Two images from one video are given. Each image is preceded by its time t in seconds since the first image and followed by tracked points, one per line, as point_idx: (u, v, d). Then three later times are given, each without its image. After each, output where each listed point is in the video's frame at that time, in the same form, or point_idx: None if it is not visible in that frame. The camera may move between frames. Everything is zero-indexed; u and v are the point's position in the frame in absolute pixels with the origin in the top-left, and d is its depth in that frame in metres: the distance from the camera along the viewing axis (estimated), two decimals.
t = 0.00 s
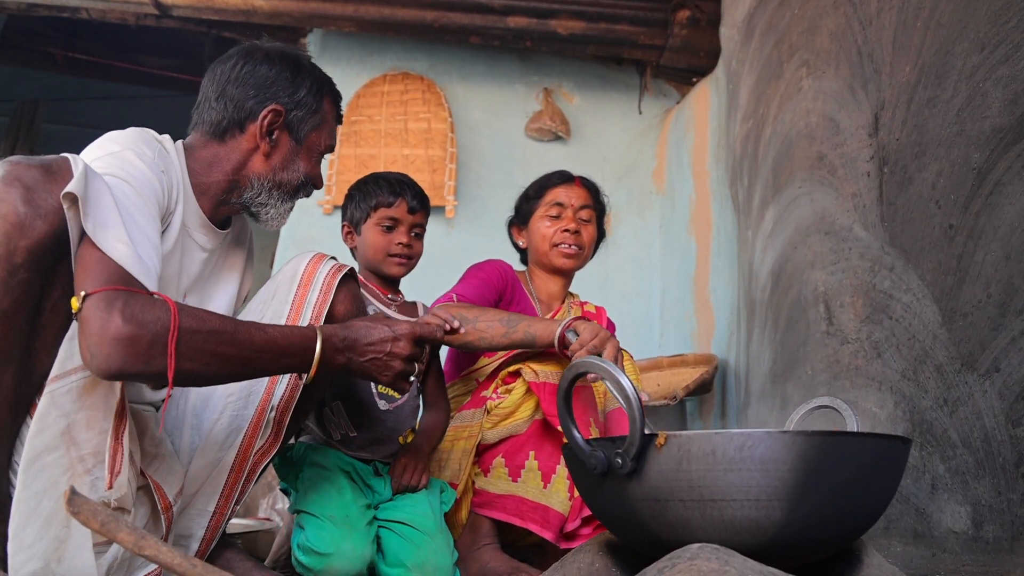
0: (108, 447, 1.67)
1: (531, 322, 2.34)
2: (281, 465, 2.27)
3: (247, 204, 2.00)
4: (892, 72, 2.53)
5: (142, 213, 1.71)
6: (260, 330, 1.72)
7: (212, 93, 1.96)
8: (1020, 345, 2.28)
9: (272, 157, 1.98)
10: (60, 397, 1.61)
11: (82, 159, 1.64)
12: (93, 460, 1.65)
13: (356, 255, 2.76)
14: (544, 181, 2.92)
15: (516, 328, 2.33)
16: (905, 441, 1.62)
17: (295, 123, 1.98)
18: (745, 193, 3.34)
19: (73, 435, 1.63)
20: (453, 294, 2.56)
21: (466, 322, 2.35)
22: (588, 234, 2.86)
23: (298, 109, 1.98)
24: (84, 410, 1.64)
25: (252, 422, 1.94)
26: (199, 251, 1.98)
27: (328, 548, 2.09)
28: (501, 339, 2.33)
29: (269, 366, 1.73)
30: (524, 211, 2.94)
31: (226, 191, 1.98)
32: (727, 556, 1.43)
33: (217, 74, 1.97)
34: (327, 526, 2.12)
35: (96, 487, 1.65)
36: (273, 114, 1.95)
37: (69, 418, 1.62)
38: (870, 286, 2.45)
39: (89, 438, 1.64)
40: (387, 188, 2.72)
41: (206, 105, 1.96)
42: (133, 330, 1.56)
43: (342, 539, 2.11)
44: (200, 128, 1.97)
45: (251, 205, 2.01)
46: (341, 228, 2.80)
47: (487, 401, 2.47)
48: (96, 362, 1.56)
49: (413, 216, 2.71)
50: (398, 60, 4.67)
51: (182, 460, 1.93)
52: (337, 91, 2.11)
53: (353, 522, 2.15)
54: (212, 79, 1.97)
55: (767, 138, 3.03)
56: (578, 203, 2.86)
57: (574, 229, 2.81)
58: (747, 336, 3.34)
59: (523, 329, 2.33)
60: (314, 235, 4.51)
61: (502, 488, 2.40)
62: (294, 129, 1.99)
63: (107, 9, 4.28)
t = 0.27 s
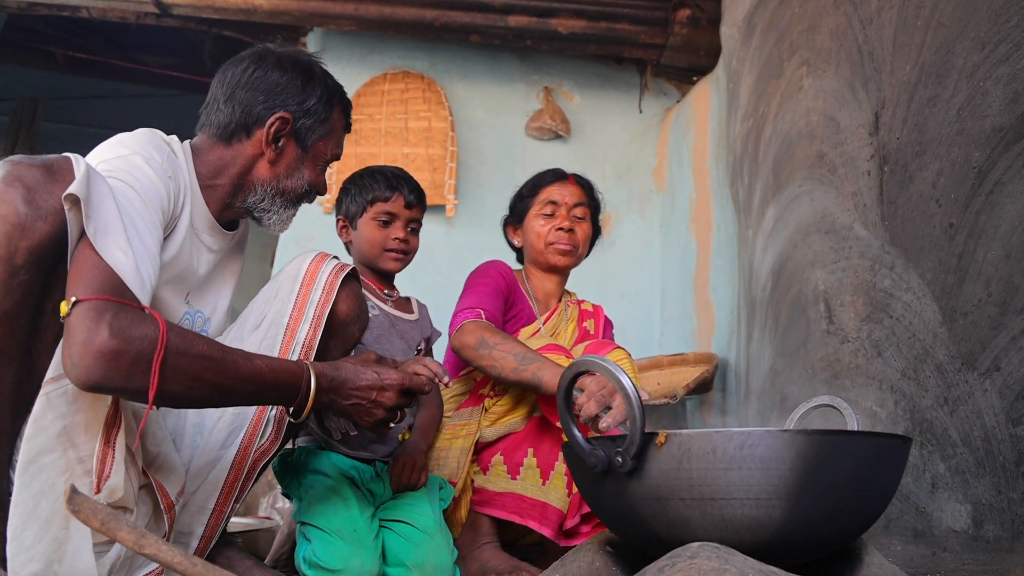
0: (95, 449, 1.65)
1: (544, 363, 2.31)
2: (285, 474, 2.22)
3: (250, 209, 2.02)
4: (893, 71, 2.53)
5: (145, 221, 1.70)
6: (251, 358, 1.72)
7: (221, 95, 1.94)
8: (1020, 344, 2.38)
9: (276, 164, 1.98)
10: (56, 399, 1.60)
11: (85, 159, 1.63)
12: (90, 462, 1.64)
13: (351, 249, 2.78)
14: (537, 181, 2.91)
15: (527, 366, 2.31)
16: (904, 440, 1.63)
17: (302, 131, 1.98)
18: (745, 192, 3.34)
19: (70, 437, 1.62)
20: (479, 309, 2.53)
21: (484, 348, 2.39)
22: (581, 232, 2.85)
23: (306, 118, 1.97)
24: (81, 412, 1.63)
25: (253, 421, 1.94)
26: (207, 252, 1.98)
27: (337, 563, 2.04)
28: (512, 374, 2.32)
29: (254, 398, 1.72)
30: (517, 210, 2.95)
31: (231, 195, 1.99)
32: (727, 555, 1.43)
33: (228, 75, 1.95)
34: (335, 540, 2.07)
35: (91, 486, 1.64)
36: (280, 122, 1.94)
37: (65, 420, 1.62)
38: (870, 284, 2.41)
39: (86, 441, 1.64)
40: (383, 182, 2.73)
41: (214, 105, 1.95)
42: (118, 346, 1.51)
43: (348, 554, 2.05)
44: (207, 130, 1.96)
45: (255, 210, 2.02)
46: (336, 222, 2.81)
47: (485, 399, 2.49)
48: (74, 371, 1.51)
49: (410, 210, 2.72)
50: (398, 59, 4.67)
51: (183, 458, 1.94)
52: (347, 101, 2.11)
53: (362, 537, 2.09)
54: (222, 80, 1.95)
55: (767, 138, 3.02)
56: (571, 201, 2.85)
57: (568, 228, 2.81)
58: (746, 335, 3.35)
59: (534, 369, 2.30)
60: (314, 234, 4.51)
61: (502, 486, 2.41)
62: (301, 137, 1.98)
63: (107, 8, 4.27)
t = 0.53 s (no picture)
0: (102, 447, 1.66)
1: (497, 310, 2.23)
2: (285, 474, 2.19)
3: (258, 214, 2.02)
4: (893, 71, 2.53)
5: (147, 223, 1.69)
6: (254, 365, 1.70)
7: (234, 100, 1.96)
8: (1020, 343, 2.37)
9: (286, 170, 1.99)
10: (60, 400, 1.60)
11: (88, 159, 1.62)
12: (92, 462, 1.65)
13: (342, 247, 2.78)
14: (533, 182, 2.93)
15: (485, 321, 2.26)
16: (905, 440, 1.62)
17: (312, 139, 2.00)
18: (745, 192, 3.35)
19: (72, 438, 1.63)
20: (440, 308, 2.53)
21: (445, 334, 2.33)
22: (577, 232, 2.84)
23: (317, 126, 1.99)
24: (84, 412, 1.64)
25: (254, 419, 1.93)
26: (211, 256, 1.98)
27: (337, 568, 2.03)
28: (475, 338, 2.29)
29: (251, 405, 1.69)
30: (513, 212, 2.96)
31: (239, 200, 1.99)
32: (728, 554, 1.43)
33: (241, 81, 1.97)
34: (336, 544, 2.06)
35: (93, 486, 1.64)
36: (291, 128, 1.95)
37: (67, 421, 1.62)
38: (870, 284, 2.42)
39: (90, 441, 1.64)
40: (375, 178, 2.73)
41: (226, 111, 1.97)
42: (117, 337, 1.49)
43: (349, 557, 2.04)
44: (217, 133, 1.97)
45: (263, 215, 2.03)
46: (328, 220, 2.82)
47: (487, 398, 2.47)
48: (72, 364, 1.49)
49: (402, 207, 2.73)
50: (399, 58, 4.67)
51: (184, 457, 1.95)
52: (358, 111, 2.14)
53: (362, 540, 2.09)
54: (234, 86, 1.97)
55: (767, 138, 3.02)
56: (568, 201, 2.86)
57: (564, 227, 2.81)
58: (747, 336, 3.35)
59: (490, 320, 2.24)
60: (314, 234, 4.51)
61: (502, 486, 2.41)
62: (311, 144, 2.00)
63: (108, 8, 4.27)
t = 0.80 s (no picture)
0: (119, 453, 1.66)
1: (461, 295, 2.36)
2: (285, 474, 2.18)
3: (263, 216, 2.02)
4: (894, 70, 2.53)
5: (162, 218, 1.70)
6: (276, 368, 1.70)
7: (237, 107, 1.96)
8: (1021, 343, 2.37)
9: (292, 175, 1.99)
10: (77, 403, 1.59)
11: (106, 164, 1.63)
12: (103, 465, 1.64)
13: (339, 248, 2.78)
14: (538, 179, 2.94)
15: (453, 309, 2.37)
16: (905, 439, 1.62)
17: (316, 142, 2.00)
18: (745, 192, 3.35)
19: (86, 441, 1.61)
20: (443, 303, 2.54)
21: (425, 327, 2.43)
22: (583, 231, 2.84)
23: (320, 129, 2.00)
24: (98, 415, 1.62)
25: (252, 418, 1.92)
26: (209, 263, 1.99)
27: (337, 568, 2.02)
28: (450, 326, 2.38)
29: (289, 403, 1.68)
30: (518, 208, 2.97)
31: (243, 204, 1.99)
32: (728, 554, 1.43)
33: (243, 88, 1.98)
34: (336, 544, 2.04)
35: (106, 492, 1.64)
36: (296, 133, 1.96)
37: (82, 424, 1.60)
38: (870, 284, 2.42)
39: (104, 444, 1.63)
40: (367, 177, 2.71)
41: (229, 118, 1.97)
42: (161, 337, 1.49)
43: (348, 556, 2.03)
44: (222, 140, 1.97)
45: (268, 218, 2.03)
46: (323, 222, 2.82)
47: (486, 399, 2.50)
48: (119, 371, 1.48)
49: (397, 203, 2.72)
50: (399, 58, 4.67)
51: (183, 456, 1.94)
52: (359, 113, 2.14)
53: (362, 540, 2.08)
54: (237, 93, 1.97)
55: (767, 137, 3.02)
56: (573, 200, 2.87)
57: (569, 226, 2.81)
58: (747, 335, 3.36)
59: (457, 306, 2.36)
60: (315, 234, 4.51)
61: (502, 486, 2.41)
62: (315, 148, 2.00)
63: (108, 7, 4.27)
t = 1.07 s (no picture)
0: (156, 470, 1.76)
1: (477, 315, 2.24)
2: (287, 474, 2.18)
3: (267, 217, 2.03)
4: (894, 70, 2.53)
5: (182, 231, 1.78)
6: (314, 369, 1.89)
7: (235, 112, 1.98)
8: (1020, 343, 2.37)
9: (293, 176, 2.01)
10: (126, 414, 1.70)
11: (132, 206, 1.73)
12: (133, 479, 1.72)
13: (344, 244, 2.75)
14: (545, 176, 2.92)
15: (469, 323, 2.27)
16: (905, 438, 1.62)
17: (315, 144, 2.02)
18: (746, 191, 3.35)
19: (130, 451, 1.71)
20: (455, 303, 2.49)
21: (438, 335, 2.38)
22: (590, 229, 2.85)
23: (318, 131, 2.02)
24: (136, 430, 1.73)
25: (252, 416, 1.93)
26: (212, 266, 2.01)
27: (337, 568, 2.03)
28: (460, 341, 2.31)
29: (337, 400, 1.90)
30: (524, 205, 2.96)
31: (245, 206, 2.00)
32: (728, 554, 1.43)
33: (240, 93, 2.00)
34: (336, 544, 2.05)
35: (131, 507, 1.72)
36: (294, 136, 1.98)
37: (126, 435, 1.70)
38: (870, 283, 2.42)
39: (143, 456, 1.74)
40: (370, 172, 2.71)
41: (229, 124, 1.99)
42: (242, 366, 1.68)
43: (348, 555, 2.04)
44: (222, 144, 1.99)
45: (271, 219, 2.03)
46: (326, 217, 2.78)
47: (488, 398, 2.48)
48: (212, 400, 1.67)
49: (401, 198, 2.73)
50: (399, 57, 4.67)
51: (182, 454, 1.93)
52: (354, 113, 2.15)
53: (362, 539, 2.08)
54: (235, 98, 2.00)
55: (767, 136, 3.02)
56: (581, 196, 2.87)
57: (578, 223, 2.81)
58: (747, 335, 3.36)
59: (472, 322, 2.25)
60: (315, 233, 4.51)
61: (503, 486, 2.42)
62: (314, 150, 2.02)
63: (108, 6, 4.27)
